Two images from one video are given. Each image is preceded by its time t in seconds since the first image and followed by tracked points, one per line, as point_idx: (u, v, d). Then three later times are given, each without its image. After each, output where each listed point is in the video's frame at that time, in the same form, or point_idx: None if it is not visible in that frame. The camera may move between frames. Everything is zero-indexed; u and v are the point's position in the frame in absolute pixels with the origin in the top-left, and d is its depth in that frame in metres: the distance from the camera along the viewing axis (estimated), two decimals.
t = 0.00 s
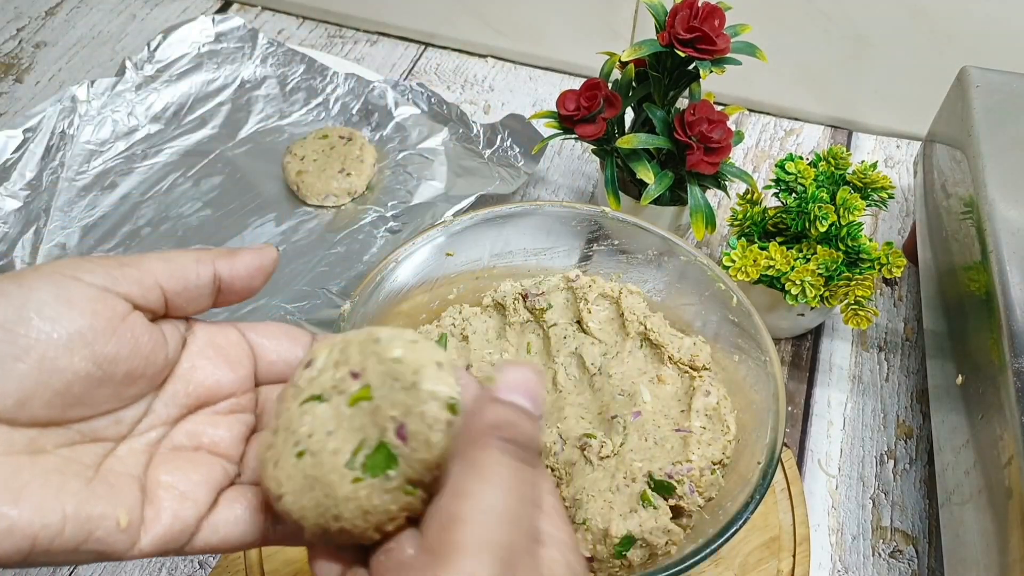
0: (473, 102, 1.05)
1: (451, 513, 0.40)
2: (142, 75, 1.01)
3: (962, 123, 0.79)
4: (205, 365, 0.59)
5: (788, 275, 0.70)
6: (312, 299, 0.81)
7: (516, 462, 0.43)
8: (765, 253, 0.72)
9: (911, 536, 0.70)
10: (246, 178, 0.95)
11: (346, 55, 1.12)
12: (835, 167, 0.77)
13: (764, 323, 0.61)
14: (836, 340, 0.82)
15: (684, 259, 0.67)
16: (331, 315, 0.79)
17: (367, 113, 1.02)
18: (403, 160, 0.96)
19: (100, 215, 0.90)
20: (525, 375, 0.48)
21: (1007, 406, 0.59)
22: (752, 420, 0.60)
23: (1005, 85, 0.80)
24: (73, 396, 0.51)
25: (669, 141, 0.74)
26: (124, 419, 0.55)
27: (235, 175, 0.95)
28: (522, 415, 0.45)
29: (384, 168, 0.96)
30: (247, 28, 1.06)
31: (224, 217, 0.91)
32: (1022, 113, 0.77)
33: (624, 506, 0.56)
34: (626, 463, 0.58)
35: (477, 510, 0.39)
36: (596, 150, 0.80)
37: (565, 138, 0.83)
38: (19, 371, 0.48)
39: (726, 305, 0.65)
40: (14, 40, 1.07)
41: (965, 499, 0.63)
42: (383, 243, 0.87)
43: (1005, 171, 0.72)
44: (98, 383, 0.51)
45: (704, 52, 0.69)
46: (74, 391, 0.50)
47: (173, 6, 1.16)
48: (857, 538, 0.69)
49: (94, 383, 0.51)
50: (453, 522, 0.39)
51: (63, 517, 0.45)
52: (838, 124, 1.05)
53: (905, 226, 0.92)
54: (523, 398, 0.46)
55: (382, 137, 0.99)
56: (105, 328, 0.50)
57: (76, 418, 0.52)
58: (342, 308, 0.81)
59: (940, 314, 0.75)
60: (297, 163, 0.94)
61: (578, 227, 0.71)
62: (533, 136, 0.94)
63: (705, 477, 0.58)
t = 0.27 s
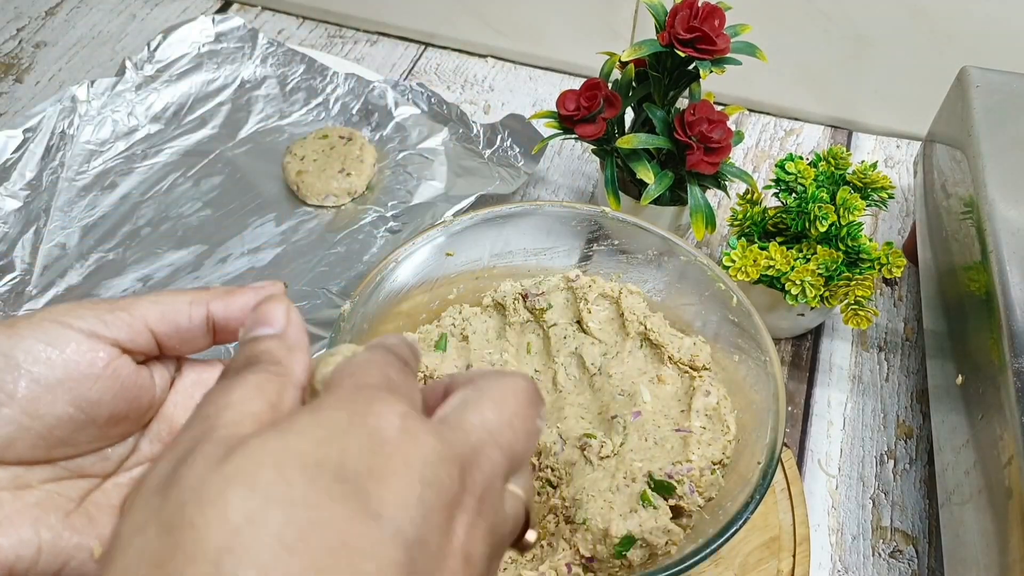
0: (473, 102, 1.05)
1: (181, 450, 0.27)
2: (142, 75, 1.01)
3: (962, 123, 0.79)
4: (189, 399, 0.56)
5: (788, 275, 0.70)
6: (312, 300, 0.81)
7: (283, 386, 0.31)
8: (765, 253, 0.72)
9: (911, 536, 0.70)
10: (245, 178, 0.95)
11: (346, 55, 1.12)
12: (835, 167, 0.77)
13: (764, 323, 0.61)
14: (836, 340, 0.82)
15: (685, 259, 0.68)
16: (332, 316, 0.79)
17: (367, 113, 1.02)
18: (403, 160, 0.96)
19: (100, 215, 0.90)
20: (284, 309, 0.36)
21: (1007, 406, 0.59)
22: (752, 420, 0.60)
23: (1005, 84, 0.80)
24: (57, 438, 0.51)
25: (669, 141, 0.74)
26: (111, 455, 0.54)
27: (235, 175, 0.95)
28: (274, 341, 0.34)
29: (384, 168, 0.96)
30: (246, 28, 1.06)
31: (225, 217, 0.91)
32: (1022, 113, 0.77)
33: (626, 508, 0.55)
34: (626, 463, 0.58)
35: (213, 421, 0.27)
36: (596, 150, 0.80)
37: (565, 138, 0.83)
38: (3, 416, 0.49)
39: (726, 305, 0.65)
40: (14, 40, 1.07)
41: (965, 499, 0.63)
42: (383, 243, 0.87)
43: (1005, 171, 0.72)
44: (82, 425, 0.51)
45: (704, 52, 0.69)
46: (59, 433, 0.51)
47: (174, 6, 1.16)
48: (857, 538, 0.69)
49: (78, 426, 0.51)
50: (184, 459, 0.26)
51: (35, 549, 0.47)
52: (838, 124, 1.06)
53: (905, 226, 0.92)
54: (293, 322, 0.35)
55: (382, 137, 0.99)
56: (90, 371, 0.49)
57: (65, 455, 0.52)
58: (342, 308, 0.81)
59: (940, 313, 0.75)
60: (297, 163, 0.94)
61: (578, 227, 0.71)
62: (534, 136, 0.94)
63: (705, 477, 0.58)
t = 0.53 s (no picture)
0: (473, 102, 1.05)
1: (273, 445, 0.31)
2: (142, 75, 1.01)
3: (962, 123, 0.79)
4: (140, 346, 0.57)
5: (788, 275, 0.70)
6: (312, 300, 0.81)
7: (363, 383, 0.34)
8: (765, 253, 0.72)
9: (911, 536, 0.70)
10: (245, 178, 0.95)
11: (346, 55, 1.12)
12: (835, 167, 0.77)
13: (764, 323, 0.61)
14: (836, 340, 0.82)
15: (684, 259, 0.68)
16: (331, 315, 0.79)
17: (367, 114, 1.02)
18: (403, 160, 0.96)
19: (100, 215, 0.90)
20: (367, 300, 0.38)
21: (1007, 406, 0.59)
22: (753, 420, 0.60)
23: (1005, 84, 0.80)
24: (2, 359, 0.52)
25: (669, 141, 0.74)
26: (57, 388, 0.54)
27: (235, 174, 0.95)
28: (357, 334, 0.37)
29: (384, 168, 0.96)
30: (246, 28, 1.06)
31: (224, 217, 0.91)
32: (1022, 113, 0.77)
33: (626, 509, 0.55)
34: (626, 463, 0.58)
35: (297, 426, 0.31)
36: (595, 150, 0.80)
37: (565, 138, 0.83)
38: None
39: (725, 305, 0.65)
40: (14, 40, 1.07)
41: (965, 499, 0.63)
42: (383, 243, 0.87)
43: (1005, 171, 0.72)
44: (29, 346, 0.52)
45: (704, 52, 0.69)
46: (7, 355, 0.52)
47: (174, 6, 1.16)
48: (857, 537, 0.69)
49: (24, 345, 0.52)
50: (272, 464, 0.30)
51: None
52: (838, 123, 1.05)
53: (905, 226, 0.92)
54: (377, 317, 0.38)
55: (381, 137, 0.99)
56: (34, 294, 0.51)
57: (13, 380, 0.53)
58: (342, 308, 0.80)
59: (940, 313, 0.75)
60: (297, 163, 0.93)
61: (578, 227, 0.71)
62: (533, 136, 0.94)
63: (706, 477, 0.58)
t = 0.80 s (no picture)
0: (473, 102, 1.05)
1: (216, 556, 0.31)
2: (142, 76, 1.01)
3: (962, 123, 0.79)
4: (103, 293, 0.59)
5: (789, 275, 0.70)
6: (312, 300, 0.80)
7: (290, 480, 0.35)
8: (765, 253, 0.72)
9: (911, 536, 0.70)
10: (245, 177, 0.95)
11: (346, 55, 1.12)
12: (835, 167, 0.77)
13: (764, 324, 0.61)
14: (836, 340, 0.82)
15: (685, 259, 0.68)
16: (331, 315, 0.79)
17: (368, 114, 1.02)
18: (403, 160, 0.96)
19: (100, 215, 0.90)
20: (280, 413, 0.38)
21: (1007, 406, 0.59)
22: (753, 420, 0.60)
23: (1005, 84, 0.80)
24: None
25: (669, 141, 0.74)
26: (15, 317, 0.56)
27: (235, 175, 0.95)
28: (277, 444, 0.37)
29: (384, 168, 0.96)
30: (246, 28, 1.06)
31: (225, 217, 0.91)
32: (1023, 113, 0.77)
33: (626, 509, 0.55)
34: (626, 463, 0.58)
35: (238, 527, 0.32)
36: (596, 150, 0.80)
37: (565, 138, 0.83)
38: None
39: (726, 305, 0.65)
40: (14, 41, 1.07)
41: (965, 499, 0.63)
42: (383, 243, 0.87)
43: (1005, 171, 0.72)
44: None
45: (704, 52, 0.69)
46: None
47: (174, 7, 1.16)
48: (857, 537, 0.69)
49: None
50: (223, 560, 0.31)
51: None
52: (836, 122, 1.08)
53: (905, 226, 0.92)
54: (293, 426, 0.38)
55: (381, 137, 0.99)
56: None
57: None
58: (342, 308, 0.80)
59: (940, 313, 0.75)
60: (297, 163, 0.93)
61: (578, 227, 0.71)
62: (534, 136, 0.94)
63: (706, 477, 0.58)
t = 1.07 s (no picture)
0: (473, 102, 1.05)
1: (262, 569, 0.32)
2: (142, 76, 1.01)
3: (962, 122, 0.79)
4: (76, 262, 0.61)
5: (788, 275, 0.70)
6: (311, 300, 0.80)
7: (331, 499, 0.36)
8: (765, 253, 0.72)
9: (911, 536, 0.70)
10: (246, 178, 0.95)
11: (346, 55, 1.12)
12: (835, 167, 0.77)
13: (764, 324, 0.61)
14: (836, 340, 0.82)
15: (685, 259, 0.68)
16: (331, 315, 0.79)
17: (368, 114, 1.02)
18: (403, 160, 0.96)
19: (100, 215, 0.90)
20: (319, 437, 0.39)
21: (1007, 406, 0.59)
22: (753, 420, 0.60)
23: (1004, 84, 0.80)
24: None
25: (669, 141, 0.74)
26: None
27: (235, 175, 0.95)
28: (317, 465, 0.38)
29: (384, 168, 0.96)
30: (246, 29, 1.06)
31: (225, 217, 0.91)
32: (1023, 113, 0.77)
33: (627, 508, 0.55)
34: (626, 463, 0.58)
35: (282, 542, 0.33)
36: (596, 150, 0.80)
37: (565, 138, 0.83)
38: None
39: (726, 305, 0.65)
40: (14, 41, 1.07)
41: (965, 499, 0.63)
42: (383, 243, 0.87)
43: (1005, 170, 0.72)
44: None
45: (704, 52, 0.69)
46: None
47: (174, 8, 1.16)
48: (857, 537, 0.69)
49: None
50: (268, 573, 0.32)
51: None
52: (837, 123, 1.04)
53: (905, 226, 0.92)
54: (332, 448, 0.39)
55: (381, 137, 0.99)
56: None
57: None
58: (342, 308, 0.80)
59: (940, 313, 0.75)
60: (297, 163, 0.93)
61: (578, 227, 0.71)
62: (534, 136, 0.94)
63: (706, 477, 0.58)
